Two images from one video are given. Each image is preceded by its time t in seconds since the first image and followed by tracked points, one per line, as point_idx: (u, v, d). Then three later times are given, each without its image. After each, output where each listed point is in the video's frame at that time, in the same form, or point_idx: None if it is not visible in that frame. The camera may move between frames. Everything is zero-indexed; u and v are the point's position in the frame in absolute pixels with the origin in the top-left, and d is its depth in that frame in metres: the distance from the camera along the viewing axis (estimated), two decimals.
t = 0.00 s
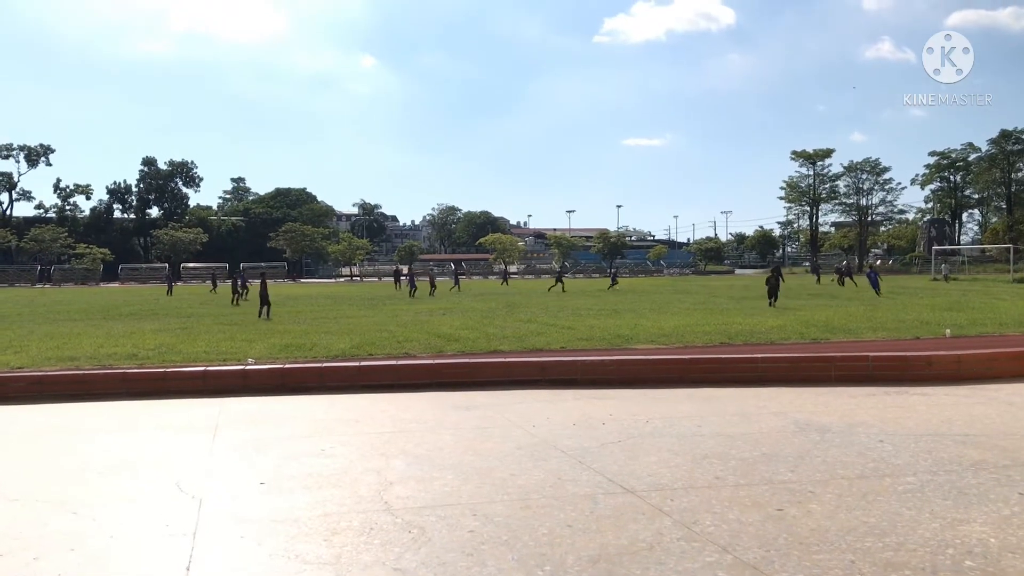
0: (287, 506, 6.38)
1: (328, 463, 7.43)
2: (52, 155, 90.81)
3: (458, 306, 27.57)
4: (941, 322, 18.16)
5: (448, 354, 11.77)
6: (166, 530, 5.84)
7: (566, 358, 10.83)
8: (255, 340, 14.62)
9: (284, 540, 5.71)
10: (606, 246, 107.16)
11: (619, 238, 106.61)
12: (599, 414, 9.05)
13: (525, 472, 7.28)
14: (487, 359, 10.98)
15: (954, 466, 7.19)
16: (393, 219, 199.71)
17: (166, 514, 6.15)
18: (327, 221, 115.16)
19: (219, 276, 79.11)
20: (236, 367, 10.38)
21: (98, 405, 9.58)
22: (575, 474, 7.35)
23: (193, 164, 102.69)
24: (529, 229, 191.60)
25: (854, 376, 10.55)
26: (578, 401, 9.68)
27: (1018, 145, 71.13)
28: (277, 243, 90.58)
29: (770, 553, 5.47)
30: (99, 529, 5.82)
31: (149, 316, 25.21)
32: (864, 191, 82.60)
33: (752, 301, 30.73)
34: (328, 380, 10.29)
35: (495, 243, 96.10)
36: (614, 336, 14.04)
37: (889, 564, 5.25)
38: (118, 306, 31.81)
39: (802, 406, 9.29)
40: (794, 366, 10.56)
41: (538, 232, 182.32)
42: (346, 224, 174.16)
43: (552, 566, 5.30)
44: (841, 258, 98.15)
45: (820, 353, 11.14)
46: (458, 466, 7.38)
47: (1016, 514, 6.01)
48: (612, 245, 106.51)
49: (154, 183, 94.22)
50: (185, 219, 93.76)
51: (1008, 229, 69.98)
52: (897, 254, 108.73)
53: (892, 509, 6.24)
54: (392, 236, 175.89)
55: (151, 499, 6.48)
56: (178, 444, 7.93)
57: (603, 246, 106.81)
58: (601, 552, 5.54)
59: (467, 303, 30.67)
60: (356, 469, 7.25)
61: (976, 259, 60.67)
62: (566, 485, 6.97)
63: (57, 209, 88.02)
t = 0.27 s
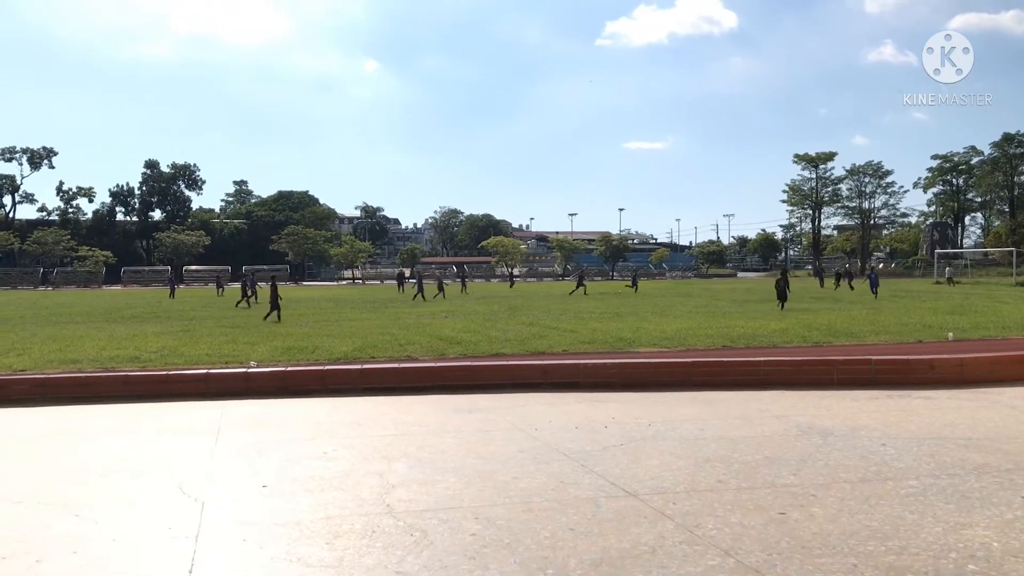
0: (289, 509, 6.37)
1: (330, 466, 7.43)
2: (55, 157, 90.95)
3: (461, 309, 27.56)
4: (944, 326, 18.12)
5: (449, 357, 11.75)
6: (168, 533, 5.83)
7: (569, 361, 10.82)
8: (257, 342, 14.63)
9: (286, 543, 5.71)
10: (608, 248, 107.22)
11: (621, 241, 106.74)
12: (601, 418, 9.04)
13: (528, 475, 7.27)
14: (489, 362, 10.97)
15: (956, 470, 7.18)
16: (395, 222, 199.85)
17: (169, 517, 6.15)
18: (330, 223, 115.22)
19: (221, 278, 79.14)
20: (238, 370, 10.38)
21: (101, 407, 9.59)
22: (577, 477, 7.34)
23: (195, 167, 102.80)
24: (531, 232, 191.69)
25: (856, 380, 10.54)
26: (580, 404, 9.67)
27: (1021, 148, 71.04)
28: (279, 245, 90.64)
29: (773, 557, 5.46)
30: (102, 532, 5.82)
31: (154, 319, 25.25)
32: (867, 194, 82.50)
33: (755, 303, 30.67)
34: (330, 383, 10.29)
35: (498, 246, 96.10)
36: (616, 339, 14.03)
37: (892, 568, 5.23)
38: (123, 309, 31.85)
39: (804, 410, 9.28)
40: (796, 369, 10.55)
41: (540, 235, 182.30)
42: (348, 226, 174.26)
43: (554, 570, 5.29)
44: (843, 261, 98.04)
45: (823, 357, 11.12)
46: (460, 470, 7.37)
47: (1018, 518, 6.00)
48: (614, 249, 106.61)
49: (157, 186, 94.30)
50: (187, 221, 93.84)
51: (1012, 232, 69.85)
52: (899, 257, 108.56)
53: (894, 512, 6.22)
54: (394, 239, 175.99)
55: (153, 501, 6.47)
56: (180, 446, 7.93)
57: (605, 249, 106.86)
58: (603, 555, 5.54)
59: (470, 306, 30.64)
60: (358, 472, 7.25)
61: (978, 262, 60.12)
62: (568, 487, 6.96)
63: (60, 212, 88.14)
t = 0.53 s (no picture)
0: (291, 512, 6.36)
1: (332, 469, 7.43)
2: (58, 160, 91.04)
3: (463, 313, 27.56)
4: (947, 329, 18.10)
5: (451, 360, 11.75)
6: (170, 536, 5.82)
7: (571, 364, 10.81)
8: (260, 345, 14.64)
9: (288, 545, 5.70)
10: (610, 251, 107.34)
11: (623, 244, 106.91)
12: (603, 421, 9.03)
13: (530, 479, 7.26)
14: (491, 365, 10.97)
15: (959, 473, 7.17)
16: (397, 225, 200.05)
17: (171, 520, 6.14)
18: (331, 226, 115.34)
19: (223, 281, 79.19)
20: (240, 373, 10.38)
21: (103, 410, 9.59)
22: (579, 480, 7.34)
23: (197, 169, 102.86)
24: (532, 235, 191.83)
25: (859, 383, 10.52)
26: (582, 407, 9.67)
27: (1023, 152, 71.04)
28: (281, 248, 90.73)
29: (776, 561, 5.45)
30: (104, 534, 5.81)
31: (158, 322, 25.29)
32: (869, 197, 82.46)
33: (757, 307, 30.68)
34: (332, 386, 10.29)
35: (500, 249, 96.17)
36: (618, 342, 14.02)
37: (894, 571, 5.22)
38: (126, 312, 31.88)
39: (806, 413, 9.26)
40: (798, 373, 10.54)
41: (541, 238, 182.39)
42: (350, 229, 174.41)
43: (556, 573, 5.28)
44: (845, 264, 97.97)
45: (825, 360, 11.11)
46: (462, 472, 7.37)
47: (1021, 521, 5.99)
48: (615, 252, 106.76)
49: (159, 188, 94.35)
50: (190, 224, 93.89)
51: (1014, 235, 69.85)
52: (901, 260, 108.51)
53: (896, 516, 6.21)
54: (396, 241, 176.08)
55: (156, 504, 6.47)
56: (183, 449, 7.93)
57: (607, 251, 106.96)
58: (605, 558, 5.53)
59: (473, 309, 30.65)
60: (360, 475, 7.24)
61: (980, 265, 59.94)
62: (571, 491, 6.95)
63: (63, 214, 88.21)
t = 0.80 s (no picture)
0: (293, 514, 6.35)
1: (334, 471, 7.43)
2: (60, 162, 91.14)
3: (465, 315, 27.57)
4: (949, 331, 18.05)
5: (453, 363, 11.76)
6: (173, 538, 5.81)
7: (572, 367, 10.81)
8: (261, 347, 14.67)
9: (290, 548, 5.68)
10: (612, 254, 107.47)
11: (624, 246, 107.07)
12: (605, 423, 9.03)
13: (531, 481, 7.25)
14: (492, 368, 10.97)
15: (961, 476, 7.15)
16: (399, 227, 200.35)
17: (173, 521, 6.15)
18: (333, 228, 115.42)
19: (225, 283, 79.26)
20: (242, 375, 10.38)
21: (103, 412, 9.61)
22: (581, 483, 7.32)
23: (199, 171, 102.90)
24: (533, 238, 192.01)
25: (860, 385, 10.51)
26: (584, 410, 9.67)
27: None
28: (283, 250, 90.87)
29: (777, 563, 5.44)
30: (105, 537, 5.81)
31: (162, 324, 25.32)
32: (871, 200, 82.41)
33: (759, 310, 30.67)
34: (334, 388, 10.28)
35: (501, 251, 96.23)
36: (620, 344, 14.00)
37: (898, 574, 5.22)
38: (129, 314, 31.93)
39: (808, 416, 9.25)
40: (800, 375, 10.53)
41: (542, 240, 182.62)
42: (351, 232, 174.31)
43: None
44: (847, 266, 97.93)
45: (827, 363, 11.10)
46: (463, 475, 7.36)
47: None
48: (617, 253, 106.90)
49: (161, 191, 94.42)
50: (191, 226, 93.96)
51: (1016, 238, 69.78)
52: (903, 262, 108.39)
53: (898, 519, 6.21)
54: (398, 244, 176.19)
55: (156, 506, 6.47)
56: (184, 451, 7.95)
57: (609, 254, 107.09)
58: (606, 560, 5.53)
59: (474, 311, 30.62)
60: (361, 477, 7.25)
61: (982, 267, 59.85)
62: (573, 493, 6.94)
63: (65, 216, 88.30)
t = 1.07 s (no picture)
0: (294, 515, 6.36)
1: (335, 472, 7.43)
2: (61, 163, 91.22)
3: (467, 316, 27.56)
4: (951, 334, 18.02)
5: (454, 364, 11.76)
6: (173, 540, 5.81)
7: (573, 368, 10.80)
8: (263, 349, 14.69)
9: (291, 550, 5.68)
10: (613, 255, 107.52)
11: (625, 247, 107.11)
12: (606, 424, 9.03)
13: (532, 483, 7.25)
14: (493, 369, 10.97)
15: (963, 479, 7.14)
16: (400, 228, 200.53)
17: (174, 522, 6.16)
18: (334, 230, 115.51)
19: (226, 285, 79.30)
20: (243, 377, 10.38)
21: (104, 413, 9.62)
22: (582, 485, 7.32)
23: (200, 173, 102.95)
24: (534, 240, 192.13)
25: (862, 388, 10.50)
26: (585, 411, 9.66)
27: None
28: (284, 252, 90.92)
29: (779, 565, 5.44)
30: (105, 538, 5.81)
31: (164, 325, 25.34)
32: (872, 202, 82.39)
33: (761, 312, 30.65)
34: (335, 390, 10.28)
35: (502, 252, 96.28)
36: (621, 346, 14.01)
37: None
38: (131, 316, 31.98)
39: (809, 417, 9.25)
40: (802, 377, 10.52)
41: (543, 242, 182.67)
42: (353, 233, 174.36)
43: None
44: (848, 268, 97.91)
45: (828, 365, 11.10)
46: (465, 477, 7.35)
47: None
48: (618, 255, 106.95)
49: (162, 192, 94.48)
50: (192, 228, 94.02)
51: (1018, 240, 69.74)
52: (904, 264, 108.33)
53: (900, 521, 6.20)
54: (399, 246, 176.26)
55: (157, 507, 6.48)
56: (185, 452, 7.95)
57: (609, 256, 107.16)
58: (607, 562, 5.52)
59: (476, 313, 30.59)
60: (362, 479, 7.25)
61: (984, 269, 59.80)
62: (574, 495, 6.94)
63: (66, 218, 88.37)
